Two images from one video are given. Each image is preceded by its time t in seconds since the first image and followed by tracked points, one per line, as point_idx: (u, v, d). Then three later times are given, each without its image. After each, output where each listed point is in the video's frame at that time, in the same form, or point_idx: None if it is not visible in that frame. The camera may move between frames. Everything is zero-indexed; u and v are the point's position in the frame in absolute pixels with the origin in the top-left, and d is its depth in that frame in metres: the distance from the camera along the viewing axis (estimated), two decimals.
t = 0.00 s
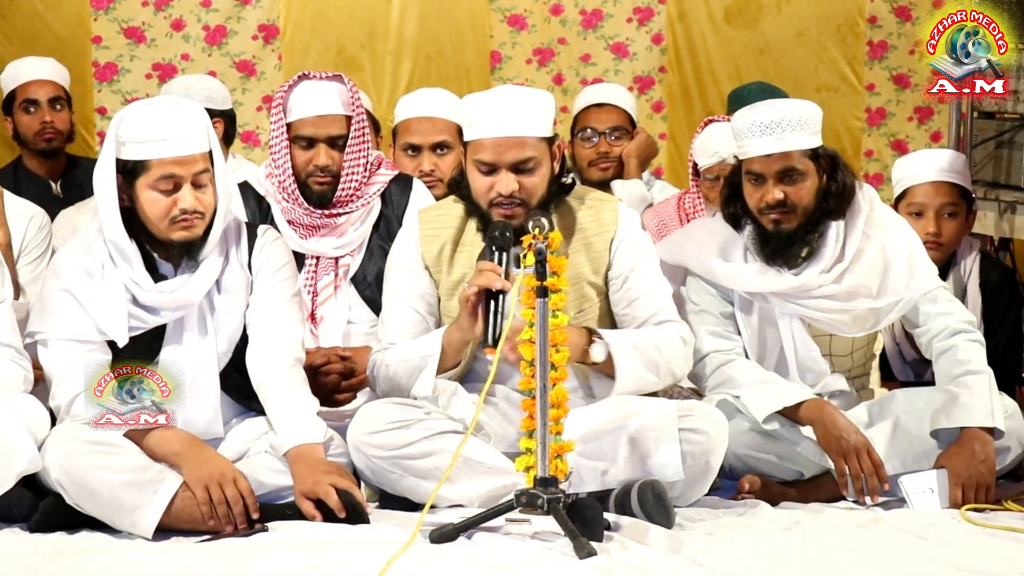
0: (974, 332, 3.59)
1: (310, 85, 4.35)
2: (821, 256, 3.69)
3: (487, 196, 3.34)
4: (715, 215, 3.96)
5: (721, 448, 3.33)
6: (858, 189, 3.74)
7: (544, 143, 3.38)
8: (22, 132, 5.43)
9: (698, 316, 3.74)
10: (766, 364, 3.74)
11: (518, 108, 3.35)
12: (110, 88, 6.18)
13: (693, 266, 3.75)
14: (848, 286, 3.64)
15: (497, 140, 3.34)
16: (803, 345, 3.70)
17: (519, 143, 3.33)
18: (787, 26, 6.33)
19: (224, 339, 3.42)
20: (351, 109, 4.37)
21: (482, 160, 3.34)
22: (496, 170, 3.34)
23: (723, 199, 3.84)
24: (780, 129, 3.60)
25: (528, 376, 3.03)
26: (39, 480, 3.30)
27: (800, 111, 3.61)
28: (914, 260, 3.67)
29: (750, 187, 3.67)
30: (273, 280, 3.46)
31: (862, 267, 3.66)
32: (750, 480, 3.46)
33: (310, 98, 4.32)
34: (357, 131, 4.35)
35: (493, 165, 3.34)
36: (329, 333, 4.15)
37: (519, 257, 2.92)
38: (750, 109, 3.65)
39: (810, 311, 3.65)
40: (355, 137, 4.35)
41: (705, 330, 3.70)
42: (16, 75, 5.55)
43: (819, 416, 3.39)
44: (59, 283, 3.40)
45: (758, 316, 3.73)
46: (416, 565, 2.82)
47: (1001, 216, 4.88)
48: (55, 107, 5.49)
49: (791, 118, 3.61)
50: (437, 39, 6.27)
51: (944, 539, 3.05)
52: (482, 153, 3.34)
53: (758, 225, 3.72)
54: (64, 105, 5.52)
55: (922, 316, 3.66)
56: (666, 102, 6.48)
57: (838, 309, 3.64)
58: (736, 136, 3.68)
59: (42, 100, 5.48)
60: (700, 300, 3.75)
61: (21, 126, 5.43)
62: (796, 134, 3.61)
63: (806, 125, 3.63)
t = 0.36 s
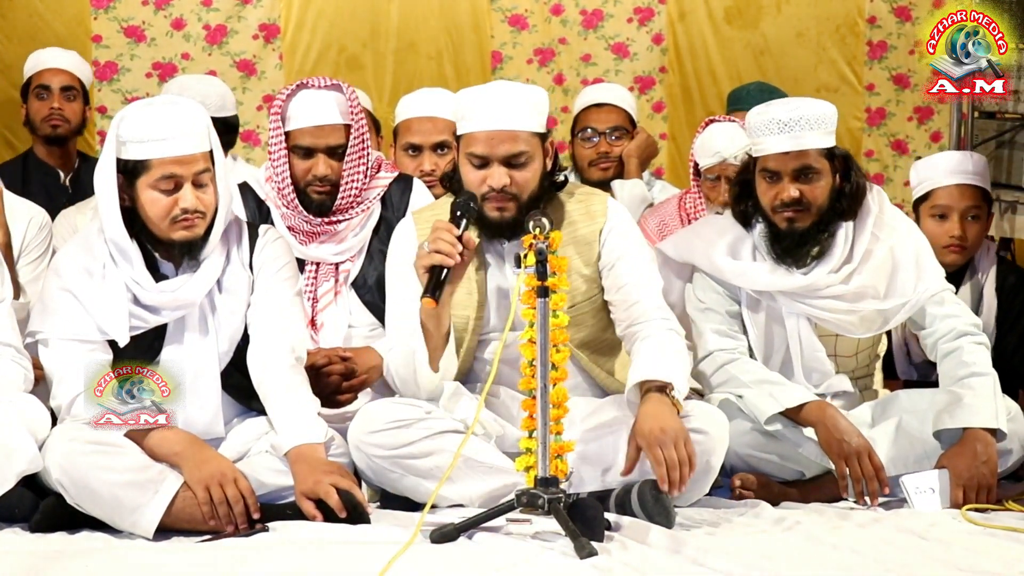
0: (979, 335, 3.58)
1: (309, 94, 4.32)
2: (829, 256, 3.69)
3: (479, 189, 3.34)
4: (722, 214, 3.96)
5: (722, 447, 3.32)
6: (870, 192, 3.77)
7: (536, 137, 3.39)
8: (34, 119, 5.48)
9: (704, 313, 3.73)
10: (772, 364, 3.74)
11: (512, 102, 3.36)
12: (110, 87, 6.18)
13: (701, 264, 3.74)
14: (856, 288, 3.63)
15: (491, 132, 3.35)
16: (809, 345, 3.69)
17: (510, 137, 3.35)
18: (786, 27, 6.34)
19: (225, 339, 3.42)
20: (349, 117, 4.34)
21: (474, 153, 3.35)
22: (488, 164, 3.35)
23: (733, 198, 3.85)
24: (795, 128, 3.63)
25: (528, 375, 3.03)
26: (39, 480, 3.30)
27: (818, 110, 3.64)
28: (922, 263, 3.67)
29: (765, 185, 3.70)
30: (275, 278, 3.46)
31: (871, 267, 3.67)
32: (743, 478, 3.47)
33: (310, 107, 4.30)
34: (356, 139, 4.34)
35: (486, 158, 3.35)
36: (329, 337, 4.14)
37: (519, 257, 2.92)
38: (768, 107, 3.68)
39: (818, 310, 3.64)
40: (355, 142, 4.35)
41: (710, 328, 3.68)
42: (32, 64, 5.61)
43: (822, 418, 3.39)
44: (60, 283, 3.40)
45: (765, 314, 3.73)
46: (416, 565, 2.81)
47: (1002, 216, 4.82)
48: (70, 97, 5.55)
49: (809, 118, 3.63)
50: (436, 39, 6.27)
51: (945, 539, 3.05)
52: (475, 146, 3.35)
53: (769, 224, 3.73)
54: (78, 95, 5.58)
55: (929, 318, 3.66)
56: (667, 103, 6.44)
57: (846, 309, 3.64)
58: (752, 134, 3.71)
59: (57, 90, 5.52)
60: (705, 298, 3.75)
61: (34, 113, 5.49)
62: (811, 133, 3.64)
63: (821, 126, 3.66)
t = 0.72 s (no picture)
0: (975, 331, 3.58)
1: (311, 94, 4.34)
2: (821, 255, 3.70)
3: (463, 204, 3.35)
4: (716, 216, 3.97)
5: (722, 449, 3.32)
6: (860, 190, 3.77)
7: (516, 144, 3.39)
8: (60, 125, 5.47)
9: (701, 316, 3.74)
10: (769, 363, 3.74)
11: (489, 112, 3.36)
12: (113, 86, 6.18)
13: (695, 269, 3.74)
14: (849, 286, 3.65)
15: (469, 146, 3.34)
16: (804, 345, 3.70)
17: (491, 147, 3.34)
18: (787, 27, 6.34)
19: (226, 339, 3.43)
20: (352, 117, 4.36)
21: (454, 168, 3.35)
22: (469, 176, 3.35)
23: (725, 199, 3.87)
24: (785, 127, 3.63)
25: (529, 376, 3.03)
26: (41, 479, 3.30)
27: (806, 109, 3.65)
28: (916, 260, 3.67)
29: (757, 185, 3.71)
30: (275, 279, 3.46)
31: (864, 266, 3.67)
32: (752, 480, 3.47)
33: (311, 107, 4.32)
34: (358, 139, 4.35)
35: (467, 171, 3.35)
36: (330, 337, 4.14)
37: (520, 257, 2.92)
38: (754, 108, 3.69)
39: (813, 310, 3.65)
40: (356, 144, 4.35)
41: (707, 330, 3.69)
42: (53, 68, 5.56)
43: (822, 415, 3.39)
44: (62, 283, 3.40)
45: (760, 316, 3.74)
46: (417, 565, 2.81)
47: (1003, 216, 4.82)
48: (98, 105, 5.54)
49: (797, 116, 3.64)
50: (437, 38, 6.27)
51: (945, 539, 3.05)
52: (455, 160, 3.34)
53: (762, 224, 3.73)
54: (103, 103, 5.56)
55: (924, 315, 3.65)
56: (668, 103, 6.44)
57: (840, 308, 3.64)
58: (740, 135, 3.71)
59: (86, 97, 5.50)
60: (701, 300, 3.75)
61: (62, 120, 5.46)
62: (800, 132, 3.64)
63: (809, 124, 3.66)
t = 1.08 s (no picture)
0: (973, 330, 3.57)
1: (313, 88, 4.36)
2: (818, 253, 3.71)
3: (452, 213, 3.29)
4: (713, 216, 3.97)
5: (722, 447, 3.32)
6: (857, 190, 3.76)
7: (501, 151, 3.35)
8: (65, 133, 5.45)
9: (699, 317, 3.74)
10: (768, 363, 3.74)
11: (465, 123, 3.31)
12: (115, 86, 6.18)
13: (694, 269, 3.74)
14: (847, 285, 3.66)
15: (456, 155, 3.30)
16: (803, 344, 3.70)
17: (477, 154, 3.30)
18: (787, 27, 6.34)
19: (227, 339, 3.43)
20: (354, 112, 4.38)
21: (442, 177, 3.31)
22: (457, 185, 3.31)
23: (722, 199, 3.87)
24: (787, 124, 3.64)
25: (529, 376, 3.04)
26: (42, 479, 3.30)
27: (808, 107, 3.67)
28: (913, 258, 3.67)
29: (760, 184, 3.69)
30: (276, 279, 3.46)
31: (862, 265, 3.68)
32: (752, 481, 3.47)
33: (313, 101, 4.34)
34: (359, 131, 4.35)
35: (455, 181, 3.30)
36: (330, 334, 4.12)
37: (521, 257, 2.92)
38: (755, 106, 3.70)
39: (811, 309, 3.66)
40: (358, 138, 4.36)
41: (706, 330, 3.69)
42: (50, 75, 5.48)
43: (822, 414, 3.39)
44: (63, 283, 3.39)
45: (759, 315, 3.74)
46: (418, 565, 2.81)
47: (1003, 216, 4.84)
48: (100, 107, 5.52)
49: (799, 114, 3.65)
50: (438, 38, 6.27)
51: (946, 539, 3.05)
52: (442, 170, 3.31)
53: (763, 223, 3.72)
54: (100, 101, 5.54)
55: (922, 313, 3.66)
56: (668, 104, 6.44)
57: (838, 308, 3.65)
58: (741, 134, 3.71)
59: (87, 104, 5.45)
60: (699, 301, 3.75)
61: (66, 127, 5.45)
62: (803, 129, 3.65)
63: (810, 122, 3.67)
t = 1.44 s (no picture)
0: (976, 332, 3.57)
1: (313, 88, 4.35)
2: (825, 253, 3.71)
3: (464, 201, 3.33)
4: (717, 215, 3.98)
5: (723, 449, 3.31)
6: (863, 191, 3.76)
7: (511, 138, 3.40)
8: (58, 155, 5.35)
9: (703, 315, 3.74)
10: (772, 363, 3.75)
11: (473, 113, 3.36)
12: (116, 86, 6.17)
13: (699, 266, 3.75)
14: (852, 286, 3.66)
15: (468, 142, 3.35)
16: (808, 345, 3.71)
17: (487, 141, 3.35)
18: (786, 28, 6.34)
19: (229, 339, 3.44)
20: (354, 111, 4.37)
21: (455, 165, 3.35)
22: (470, 173, 3.35)
23: (729, 196, 3.87)
24: (801, 123, 3.66)
25: (530, 376, 3.04)
26: (43, 479, 3.30)
27: (822, 107, 3.68)
28: (918, 260, 3.66)
29: (773, 181, 3.70)
30: (276, 280, 3.46)
31: (868, 265, 3.68)
32: (754, 481, 3.47)
33: (313, 102, 4.33)
34: (359, 131, 4.34)
35: (467, 169, 3.35)
36: (332, 335, 4.13)
37: (522, 257, 2.92)
38: (770, 103, 3.71)
39: (815, 309, 3.66)
40: (358, 138, 4.35)
41: (710, 329, 3.70)
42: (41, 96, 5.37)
43: (823, 415, 3.39)
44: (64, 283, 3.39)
45: (763, 314, 3.74)
46: (419, 565, 2.81)
47: (1005, 216, 4.93)
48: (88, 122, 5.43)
49: (813, 112, 3.67)
50: (439, 38, 6.27)
51: (948, 540, 3.05)
52: (455, 158, 3.35)
53: (772, 222, 3.72)
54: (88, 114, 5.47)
55: (927, 315, 3.65)
56: (668, 104, 6.45)
57: (843, 308, 3.65)
58: (754, 131, 3.73)
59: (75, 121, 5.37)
60: (704, 299, 3.76)
61: (59, 150, 5.34)
62: (816, 128, 3.66)
63: (824, 121, 3.69)
